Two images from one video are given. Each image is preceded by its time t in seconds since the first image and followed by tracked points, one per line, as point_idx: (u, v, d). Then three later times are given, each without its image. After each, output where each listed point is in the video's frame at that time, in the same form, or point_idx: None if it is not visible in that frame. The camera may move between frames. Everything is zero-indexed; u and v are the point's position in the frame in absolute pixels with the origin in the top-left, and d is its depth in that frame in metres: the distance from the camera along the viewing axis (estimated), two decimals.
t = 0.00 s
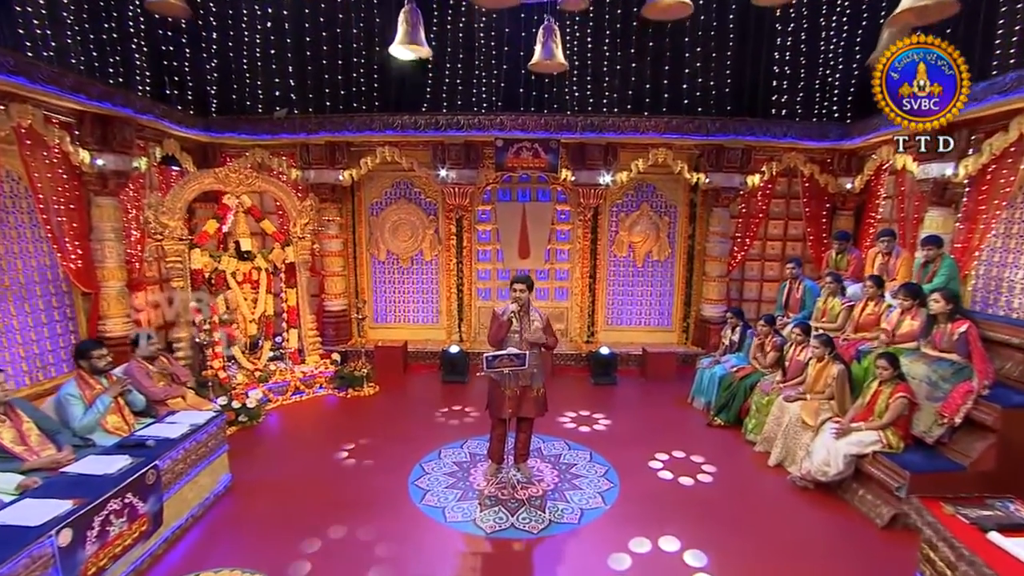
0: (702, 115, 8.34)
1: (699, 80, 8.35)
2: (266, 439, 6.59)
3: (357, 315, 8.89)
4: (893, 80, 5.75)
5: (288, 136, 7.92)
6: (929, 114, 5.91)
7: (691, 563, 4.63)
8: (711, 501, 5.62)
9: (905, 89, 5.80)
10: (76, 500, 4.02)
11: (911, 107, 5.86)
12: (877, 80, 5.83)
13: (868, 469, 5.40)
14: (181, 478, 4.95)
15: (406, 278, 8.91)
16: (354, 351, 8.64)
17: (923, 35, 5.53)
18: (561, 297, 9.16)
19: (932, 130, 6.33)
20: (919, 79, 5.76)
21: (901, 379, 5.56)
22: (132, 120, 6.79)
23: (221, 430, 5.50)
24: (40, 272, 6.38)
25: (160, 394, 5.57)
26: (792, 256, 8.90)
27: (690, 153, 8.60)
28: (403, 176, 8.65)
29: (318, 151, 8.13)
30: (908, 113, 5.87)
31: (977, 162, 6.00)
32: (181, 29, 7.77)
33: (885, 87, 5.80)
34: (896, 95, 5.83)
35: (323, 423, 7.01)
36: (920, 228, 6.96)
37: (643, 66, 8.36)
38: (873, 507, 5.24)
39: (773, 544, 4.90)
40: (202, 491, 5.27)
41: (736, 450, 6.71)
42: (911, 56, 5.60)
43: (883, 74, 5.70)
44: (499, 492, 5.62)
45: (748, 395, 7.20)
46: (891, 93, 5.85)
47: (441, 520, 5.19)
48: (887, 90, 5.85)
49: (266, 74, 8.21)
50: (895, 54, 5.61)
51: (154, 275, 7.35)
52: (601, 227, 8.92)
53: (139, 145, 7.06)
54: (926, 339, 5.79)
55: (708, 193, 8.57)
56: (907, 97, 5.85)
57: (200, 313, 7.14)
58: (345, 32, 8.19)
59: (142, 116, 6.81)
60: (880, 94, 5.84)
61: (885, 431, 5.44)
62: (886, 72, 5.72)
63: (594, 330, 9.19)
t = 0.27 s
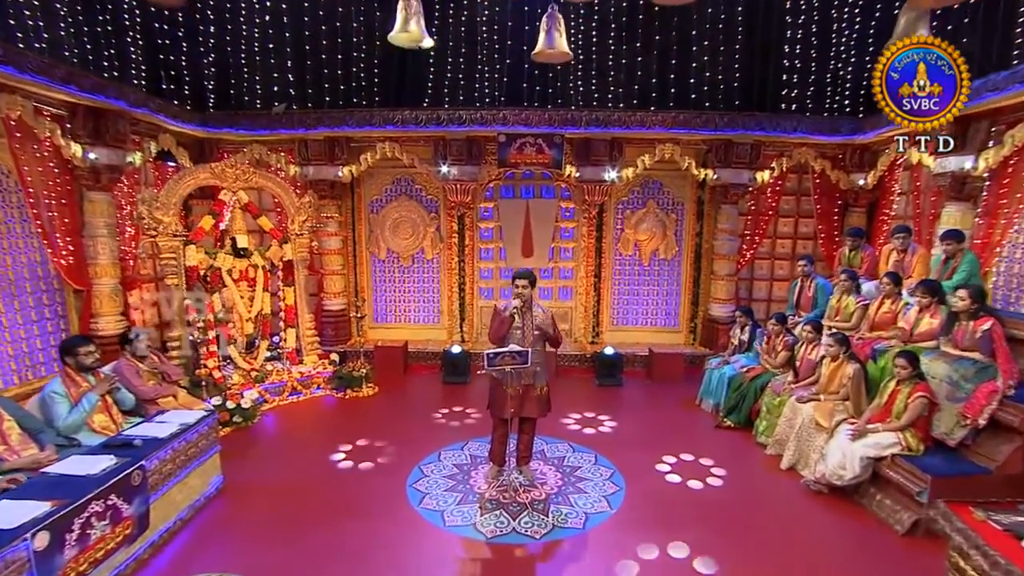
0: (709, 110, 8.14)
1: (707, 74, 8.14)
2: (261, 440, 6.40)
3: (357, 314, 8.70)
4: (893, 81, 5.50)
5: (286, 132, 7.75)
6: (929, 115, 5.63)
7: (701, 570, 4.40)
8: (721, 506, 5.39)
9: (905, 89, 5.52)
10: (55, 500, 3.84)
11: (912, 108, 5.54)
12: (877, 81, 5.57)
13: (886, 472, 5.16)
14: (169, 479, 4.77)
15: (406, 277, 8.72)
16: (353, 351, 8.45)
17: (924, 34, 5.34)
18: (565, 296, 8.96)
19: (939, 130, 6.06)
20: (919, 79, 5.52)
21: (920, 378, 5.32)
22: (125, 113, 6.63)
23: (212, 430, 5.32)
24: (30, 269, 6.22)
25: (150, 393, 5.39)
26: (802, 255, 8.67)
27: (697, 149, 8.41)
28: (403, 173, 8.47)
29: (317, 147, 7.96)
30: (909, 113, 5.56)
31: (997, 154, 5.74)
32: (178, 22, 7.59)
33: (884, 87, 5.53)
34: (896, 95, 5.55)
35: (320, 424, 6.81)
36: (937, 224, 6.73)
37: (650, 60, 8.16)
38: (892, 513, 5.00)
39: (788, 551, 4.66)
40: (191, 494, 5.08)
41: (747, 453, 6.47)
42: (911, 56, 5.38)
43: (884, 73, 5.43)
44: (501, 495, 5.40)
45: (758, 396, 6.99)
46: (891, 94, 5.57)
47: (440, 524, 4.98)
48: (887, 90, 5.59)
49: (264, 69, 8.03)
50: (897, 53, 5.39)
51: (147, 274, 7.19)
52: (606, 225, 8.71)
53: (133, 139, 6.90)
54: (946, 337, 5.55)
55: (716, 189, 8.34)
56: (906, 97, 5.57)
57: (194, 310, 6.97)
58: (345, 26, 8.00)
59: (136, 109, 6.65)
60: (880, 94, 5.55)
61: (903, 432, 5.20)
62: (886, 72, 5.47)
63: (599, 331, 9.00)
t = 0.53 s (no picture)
0: (717, 105, 7.99)
1: (715, 69, 7.95)
2: (257, 441, 6.24)
3: (357, 313, 8.54)
4: (893, 80, 5.48)
5: (286, 127, 7.61)
6: (929, 115, 5.58)
7: None
8: (731, 509, 5.19)
9: (905, 89, 5.48)
10: (37, 500, 3.70)
11: (912, 108, 5.53)
12: (877, 81, 5.53)
13: (904, 475, 4.95)
14: (159, 479, 4.62)
15: (408, 275, 8.57)
16: (354, 351, 8.30)
17: (923, 34, 5.33)
18: (570, 295, 8.79)
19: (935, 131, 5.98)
20: (919, 79, 5.47)
21: (939, 377, 5.11)
22: (121, 107, 6.51)
23: (204, 430, 5.19)
24: (23, 265, 6.09)
25: (142, 391, 5.27)
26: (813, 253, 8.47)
27: (705, 144, 8.24)
28: (405, 170, 8.33)
29: (317, 143, 7.82)
30: (908, 114, 5.53)
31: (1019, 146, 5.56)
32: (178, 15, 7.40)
33: (884, 88, 5.49)
34: (896, 95, 5.52)
35: (319, 425, 6.66)
36: (954, 221, 6.53)
37: (656, 54, 7.97)
38: (910, 517, 4.79)
39: (801, 557, 4.47)
40: (183, 494, 4.93)
41: (757, 455, 6.27)
42: (911, 56, 5.38)
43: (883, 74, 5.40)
44: (502, 497, 5.22)
45: (768, 397, 6.80)
46: (891, 93, 5.55)
47: (439, 527, 4.80)
48: (887, 90, 5.56)
49: (263, 64, 7.87)
50: (895, 53, 5.39)
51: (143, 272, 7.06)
52: (612, 222, 8.54)
53: (129, 134, 6.78)
54: (966, 335, 5.35)
55: (724, 186, 8.15)
56: (906, 97, 5.54)
57: (190, 308, 6.83)
58: (346, 20, 7.72)
59: (132, 103, 6.54)
60: (879, 94, 5.50)
61: (921, 433, 4.98)
62: (885, 73, 5.45)
63: (604, 331, 8.80)
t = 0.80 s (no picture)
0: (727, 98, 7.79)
1: (726, 61, 7.74)
2: (254, 441, 6.07)
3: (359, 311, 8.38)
4: (893, 80, 5.57)
5: (287, 121, 7.46)
6: (929, 115, 5.69)
7: None
8: (745, 512, 4.97)
9: (904, 90, 5.58)
10: (17, 498, 3.53)
11: (910, 109, 5.64)
12: (876, 81, 5.63)
13: (927, 477, 4.71)
14: (148, 478, 4.46)
15: (411, 273, 8.40)
16: (355, 349, 8.13)
17: (924, 34, 5.39)
18: (576, 293, 8.59)
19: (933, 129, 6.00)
20: (919, 79, 5.56)
21: (963, 375, 4.87)
22: (118, 99, 6.38)
23: (197, 427, 5.04)
24: (17, 260, 5.96)
25: (135, 387, 5.12)
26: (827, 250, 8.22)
27: (716, 138, 8.03)
28: (408, 165, 8.17)
29: (318, 137, 7.66)
30: (908, 114, 5.64)
31: None
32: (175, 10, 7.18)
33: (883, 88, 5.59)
34: (895, 95, 5.62)
35: (318, 425, 6.49)
36: (975, 215, 6.29)
37: (665, 46, 7.76)
38: (935, 522, 4.55)
39: (820, 563, 4.23)
40: (174, 494, 4.77)
41: (771, 458, 6.04)
42: (911, 57, 5.47)
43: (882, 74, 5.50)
44: (505, 499, 5.02)
45: (782, 397, 6.57)
46: (890, 93, 5.65)
47: (439, 529, 4.61)
48: (886, 90, 5.66)
49: (264, 57, 7.72)
50: (895, 54, 5.46)
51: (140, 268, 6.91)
52: (619, 219, 8.34)
53: (126, 127, 6.66)
54: (992, 331, 5.11)
55: (735, 180, 7.92)
56: (907, 97, 5.64)
57: (187, 304, 6.68)
58: (348, 13, 7.56)
59: (130, 96, 6.41)
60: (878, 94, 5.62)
61: (946, 434, 4.74)
62: (885, 72, 5.53)
63: (611, 330, 8.59)
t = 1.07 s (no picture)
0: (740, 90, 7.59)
1: (738, 52, 7.52)
2: (252, 439, 5.93)
3: (363, 309, 8.23)
4: (893, 80, 5.63)
5: (290, 113, 7.33)
6: (929, 116, 5.70)
7: None
8: (759, 515, 4.75)
9: (905, 90, 5.63)
10: None
11: (913, 109, 5.67)
12: (877, 81, 5.67)
13: (953, 480, 4.47)
14: (138, 475, 4.32)
15: (415, 269, 8.25)
16: (358, 347, 7.97)
17: (924, 34, 5.48)
18: (584, 291, 8.40)
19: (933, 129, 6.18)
20: (919, 79, 5.62)
21: (992, 372, 4.62)
22: (116, 90, 6.26)
23: (191, 424, 4.90)
24: (13, 254, 5.86)
25: (128, 382, 4.97)
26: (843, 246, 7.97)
27: (728, 131, 7.82)
28: (412, 159, 8.02)
29: (320, 131, 7.53)
30: (909, 114, 5.68)
31: None
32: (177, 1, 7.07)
33: (885, 87, 5.63)
34: (896, 95, 5.67)
35: (319, 423, 6.34)
36: (1001, 207, 6.03)
37: (676, 37, 7.55)
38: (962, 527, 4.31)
39: (840, 569, 4.01)
40: (166, 492, 4.64)
41: (786, 460, 5.80)
42: (913, 56, 5.56)
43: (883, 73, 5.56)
44: (509, 500, 4.83)
45: (797, 396, 6.34)
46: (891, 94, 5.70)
47: (439, 530, 4.42)
48: (887, 90, 5.70)
49: (267, 50, 7.57)
50: (896, 53, 5.54)
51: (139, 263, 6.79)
52: (628, 214, 8.14)
53: (125, 119, 6.55)
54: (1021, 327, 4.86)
55: (748, 174, 7.71)
56: (907, 97, 5.68)
57: (186, 300, 6.54)
58: (352, 4, 7.36)
59: (128, 87, 6.30)
60: (880, 94, 5.65)
61: (974, 435, 4.51)
62: (886, 72, 5.59)
63: (620, 328, 8.40)
